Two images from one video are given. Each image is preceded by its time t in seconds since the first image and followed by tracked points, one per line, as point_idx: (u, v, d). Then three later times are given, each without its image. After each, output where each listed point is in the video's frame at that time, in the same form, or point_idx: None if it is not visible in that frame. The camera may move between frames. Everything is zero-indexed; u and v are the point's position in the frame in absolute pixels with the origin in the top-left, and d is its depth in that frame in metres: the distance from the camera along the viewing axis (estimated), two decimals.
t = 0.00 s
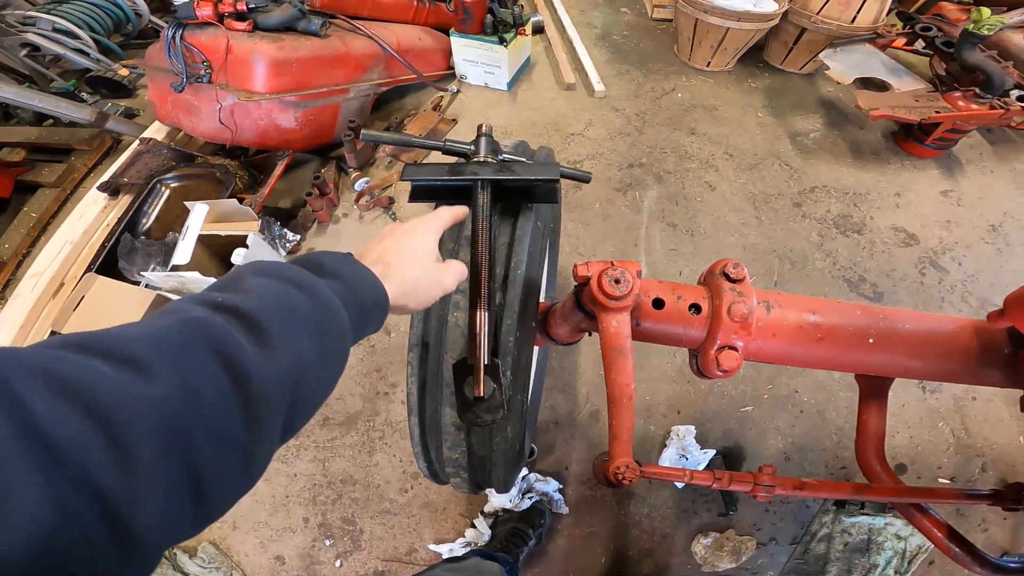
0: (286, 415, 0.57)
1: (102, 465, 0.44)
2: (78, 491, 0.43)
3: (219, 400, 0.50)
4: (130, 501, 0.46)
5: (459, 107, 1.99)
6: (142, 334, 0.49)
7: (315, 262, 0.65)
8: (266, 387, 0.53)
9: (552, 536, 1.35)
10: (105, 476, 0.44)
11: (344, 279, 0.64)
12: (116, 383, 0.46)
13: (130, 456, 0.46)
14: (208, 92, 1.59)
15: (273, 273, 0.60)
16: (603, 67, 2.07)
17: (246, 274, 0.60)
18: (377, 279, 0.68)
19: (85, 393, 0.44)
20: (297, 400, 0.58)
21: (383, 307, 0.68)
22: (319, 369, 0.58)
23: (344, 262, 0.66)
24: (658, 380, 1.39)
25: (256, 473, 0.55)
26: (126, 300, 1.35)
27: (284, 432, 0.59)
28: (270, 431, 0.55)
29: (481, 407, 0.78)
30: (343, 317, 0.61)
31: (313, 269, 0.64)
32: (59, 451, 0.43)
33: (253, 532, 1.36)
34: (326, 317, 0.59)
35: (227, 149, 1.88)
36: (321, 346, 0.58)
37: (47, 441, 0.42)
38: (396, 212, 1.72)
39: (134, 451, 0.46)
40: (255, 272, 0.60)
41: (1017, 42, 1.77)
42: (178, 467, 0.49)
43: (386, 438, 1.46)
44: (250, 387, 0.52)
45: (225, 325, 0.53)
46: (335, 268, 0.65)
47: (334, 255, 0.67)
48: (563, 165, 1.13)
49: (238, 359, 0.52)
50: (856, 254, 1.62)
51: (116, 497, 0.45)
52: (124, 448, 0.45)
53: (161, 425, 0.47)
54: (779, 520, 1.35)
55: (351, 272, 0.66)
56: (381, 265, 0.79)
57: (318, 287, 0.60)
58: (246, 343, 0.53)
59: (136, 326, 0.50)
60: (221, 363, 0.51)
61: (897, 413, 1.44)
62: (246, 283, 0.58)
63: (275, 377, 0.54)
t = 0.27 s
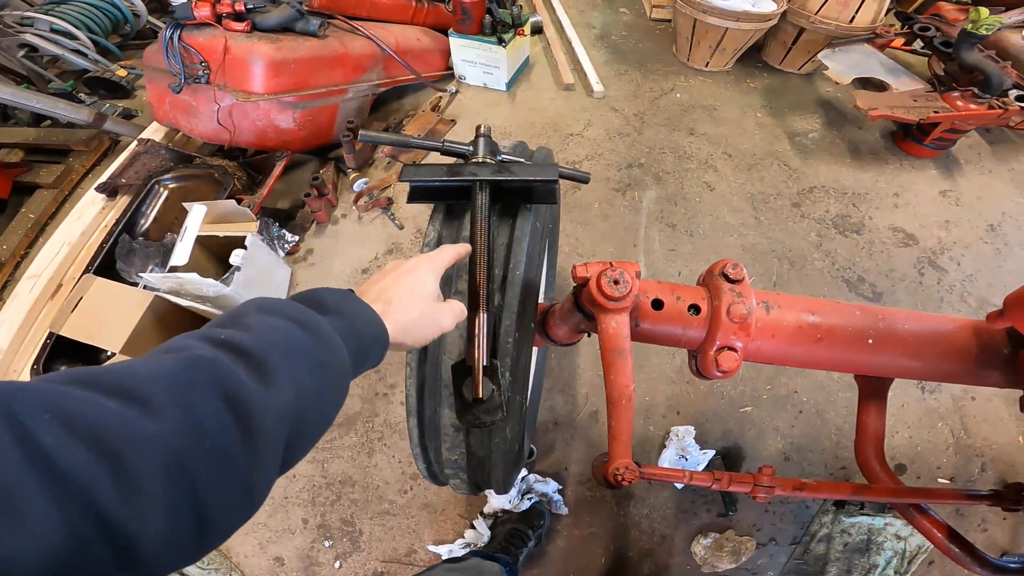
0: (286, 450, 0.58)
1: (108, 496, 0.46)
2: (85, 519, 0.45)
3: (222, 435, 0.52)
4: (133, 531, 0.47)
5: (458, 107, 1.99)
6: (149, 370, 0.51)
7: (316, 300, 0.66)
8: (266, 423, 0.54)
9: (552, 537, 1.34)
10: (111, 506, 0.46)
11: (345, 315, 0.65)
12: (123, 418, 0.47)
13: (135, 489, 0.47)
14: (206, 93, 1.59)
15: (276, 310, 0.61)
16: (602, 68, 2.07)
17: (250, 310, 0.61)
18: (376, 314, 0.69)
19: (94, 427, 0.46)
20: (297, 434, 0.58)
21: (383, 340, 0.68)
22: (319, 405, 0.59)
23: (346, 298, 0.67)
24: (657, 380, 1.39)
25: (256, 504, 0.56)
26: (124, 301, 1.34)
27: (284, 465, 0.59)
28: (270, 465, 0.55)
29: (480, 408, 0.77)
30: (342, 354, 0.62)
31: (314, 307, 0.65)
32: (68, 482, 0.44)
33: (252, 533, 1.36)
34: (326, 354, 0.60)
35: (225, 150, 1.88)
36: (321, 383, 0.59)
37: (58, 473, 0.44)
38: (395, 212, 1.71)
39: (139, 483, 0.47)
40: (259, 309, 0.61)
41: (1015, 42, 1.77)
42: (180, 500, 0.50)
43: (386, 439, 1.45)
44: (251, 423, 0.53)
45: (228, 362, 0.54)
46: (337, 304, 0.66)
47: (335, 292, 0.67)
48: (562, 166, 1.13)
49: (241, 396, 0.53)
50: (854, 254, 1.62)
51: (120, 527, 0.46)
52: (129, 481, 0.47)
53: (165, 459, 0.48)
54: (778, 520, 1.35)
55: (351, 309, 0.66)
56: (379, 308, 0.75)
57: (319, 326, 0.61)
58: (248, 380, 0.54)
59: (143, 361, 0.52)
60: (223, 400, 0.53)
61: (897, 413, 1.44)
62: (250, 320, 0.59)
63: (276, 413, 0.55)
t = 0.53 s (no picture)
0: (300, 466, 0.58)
1: (130, 511, 0.46)
2: (107, 532, 0.45)
3: (239, 452, 0.52)
4: (151, 544, 0.47)
5: (457, 107, 1.99)
6: (168, 387, 0.51)
7: (329, 316, 0.65)
8: (282, 441, 0.54)
9: (550, 538, 1.34)
10: (132, 520, 0.46)
11: (361, 333, 0.65)
12: (144, 434, 0.47)
13: (154, 504, 0.47)
14: (205, 92, 1.59)
15: (293, 327, 0.61)
16: (601, 68, 2.07)
17: (266, 326, 0.61)
18: (386, 333, 0.67)
19: (116, 442, 0.46)
20: (310, 451, 0.58)
21: (391, 362, 0.67)
22: (332, 423, 0.59)
23: (361, 319, 0.66)
24: (655, 381, 1.39)
25: (268, 519, 0.56)
26: (122, 300, 1.35)
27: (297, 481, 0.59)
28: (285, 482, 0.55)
29: (477, 408, 0.77)
30: (356, 373, 0.62)
31: (327, 324, 0.64)
32: (93, 495, 0.45)
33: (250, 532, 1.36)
34: (341, 372, 0.60)
35: (224, 149, 1.87)
36: (336, 401, 0.59)
37: (83, 487, 0.45)
38: (394, 212, 1.71)
39: (159, 498, 0.47)
40: (276, 327, 0.61)
41: (1014, 43, 1.77)
42: (197, 514, 0.50)
43: (384, 438, 1.45)
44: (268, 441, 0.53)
45: (246, 380, 0.54)
46: (352, 321, 0.65)
47: (348, 311, 0.67)
48: (561, 166, 1.13)
49: (258, 414, 0.53)
50: (853, 255, 1.62)
51: (141, 540, 0.47)
52: (149, 496, 0.47)
53: (184, 476, 0.48)
54: (776, 521, 1.36)
55: (365, 327, 0.65)
56: (390, 332, 0.72)
57: (334, 344, 0.61)
58: (265, 397, 0.54)
59: (163, 377, 0.52)
60: (241, 418, 0.53)
61: (895, 413, 1.45)
62: (267, 337, 0.59)
63: (291, 431, 0.55)
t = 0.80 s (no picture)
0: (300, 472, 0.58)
1: (130, 516, 0.46)
2: (107, 537, 0.45)
3: (239, 459, 0.52)
4: (152, 549, 0.47)
5: (456, 108, 1.99)
6: (169, 392, 0.51)
7: (331, 322, 0.65)
8: (282, 448, 0.54)
9: (548, 538, 1.34)
10: (132, 525, 0.46)
11: (362, 339, 0.64)
12: (144, 440, 0.47)
13: (154, 510, 0.47)
14: (203, 93, 1.59)
15: (295, 333, 0.61)
16: (600, 69, 2.07)
17: (268, 332, 0.61)
18: (389, 341, 0.67)
19: (117, 448, 0.46)
20: (310, 457, 0.58)
21: (392, 368, 0.66)
22: (333, 429, 0.59)
23: (362, 325, 0.66)
24: (653, 382, 1.39)
25: (268, 524, 0.56)
26: (119, 302, 1.34)
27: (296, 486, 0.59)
28: (285, 488, 0.55)
29: (475, 409, 0.77)
30: (357, 380, 0.61)
31: (328, 331, 0.64)
32: (94, 500, 0.45)
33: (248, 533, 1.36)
34: (342, 378, 0.60)
35: (223, 150, 1.87)
36: (336, 408, 0.59)
37: (84, 492, 0.45)
38: (392, 213, 1.71)
39: (159, 504, 0.47)
40: (278, 333, 0.60)
41: (1012, 44, 1.77)
42: (197, 520, 0.50)
43: (382, 439, 1.45)
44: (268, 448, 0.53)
45: (247, 386, 0.54)
46: (354, 327, 0.65)
47: (350, 316, 0.66)
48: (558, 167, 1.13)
49: (259, 421, 0.53)
50: (851, 256, 1.62)
51: (141, 544, 0.47)
52: (150, 502, 0.47)
53: (185, 481, 0.48)
54: (774, 521, 1.36)
55: (366, 334, 0.65)
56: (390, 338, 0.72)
57: (335, 350, 0.61)
58: (265, 404, 0.54)
59: (164, 383, 0.52)
60: (242, 423, 0.53)
61: (893, 414, 1.45)
62: (268, 343, 0.59)
63: (292, 438, 0.55)
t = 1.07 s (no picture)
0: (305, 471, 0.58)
1: (137, 515, 0.46)
2: (115, 535, 0.46)
3: (245, 457, 0.52)
4: (159, 548, 0.47)
5: (456, 110, 1.99)
6: (175, 392, 0.51)
7: (334, 321, 0.66)
8: (288, 446, 0.54)
9: (548, 540, 1.34)
10: (140, 524, 0.46)
11: (365, 338, 0.65)
12: (151, 439, 0.48)
13: (161, 509, 0.47)
14: (204, 94, 1.59)
15: (298, 333, 0.61)
16: (600, 71, 2.08)
17: (271, 332, 0.61)
18: (393, 339, 0.68)
19: (124, 447, 0.46)
20: (315, 456, 0.58)
21: (395, 366, 0.67)
22: (338, 428, 0.59)
23: (366, 324, 0.66)
24: (653, 383, 1.39)
25: (274, 523, 0.56)
26: (121, 303, 1.35)
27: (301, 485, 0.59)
28: (290, 486, 0.55)
29: (475, 410, 0.77)
30: (362, 379, 0.62)
31: (332, 329, 0.65)
32: (102, 499, 0.45)
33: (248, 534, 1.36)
34: (346, 377, 0.60)
35: (224, 151, 1.88)
36: (341, 406, 0.59)
37: (92, 491, 0.45)
38: (392, 214, 1.71)
39: (165, 503, 0.47)
40: (282, 333, 0.61)
41: (1012, 46, 1.78)
42: (204, 519, 0.50)
43: (382, 441, 1.45)
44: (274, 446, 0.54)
45: (252, 386, 0.55)
46: (357, 327, 0.66)
47: (353, 315, 0.67)
48: (558, 169, 1.13)
49: (265, 419, 0.54)
50: (851, 258, 1.62)
51: (149, 544, 0.47)
52: (157, 500, 0.47)
53: (192, 480, 0.49)
54: (774, 523, 1.36)
55: (370, 333, 0.66)
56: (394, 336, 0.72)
57: (339, 349, 0.61)
58: (270, 402, 0.55)
59: (169, 383, 0.52)
60: (248, 422, 0.53)
61: (892, 415, 1.45)
62: (272, 343, 0.60)
63: (297, 436, 0.55)
